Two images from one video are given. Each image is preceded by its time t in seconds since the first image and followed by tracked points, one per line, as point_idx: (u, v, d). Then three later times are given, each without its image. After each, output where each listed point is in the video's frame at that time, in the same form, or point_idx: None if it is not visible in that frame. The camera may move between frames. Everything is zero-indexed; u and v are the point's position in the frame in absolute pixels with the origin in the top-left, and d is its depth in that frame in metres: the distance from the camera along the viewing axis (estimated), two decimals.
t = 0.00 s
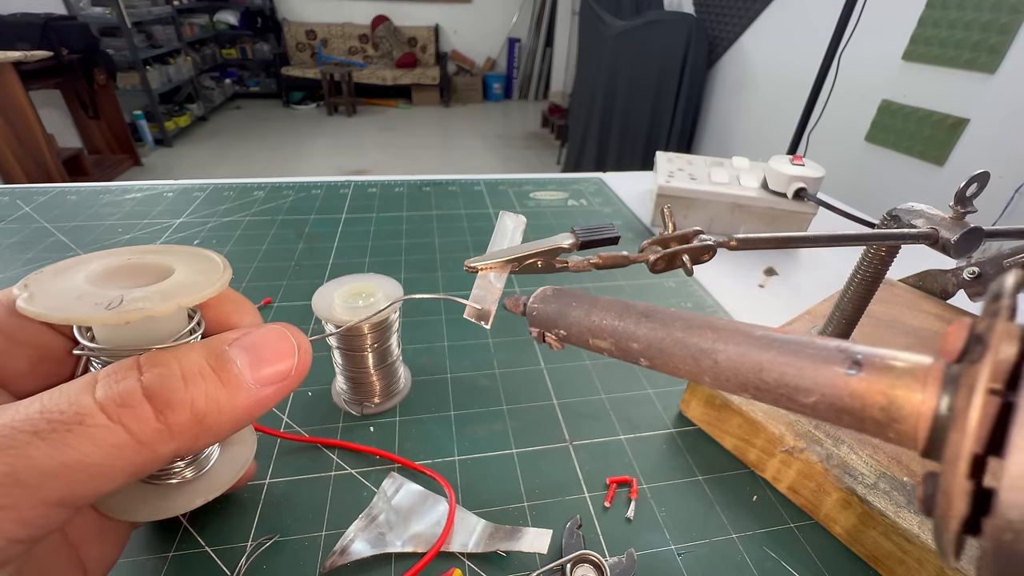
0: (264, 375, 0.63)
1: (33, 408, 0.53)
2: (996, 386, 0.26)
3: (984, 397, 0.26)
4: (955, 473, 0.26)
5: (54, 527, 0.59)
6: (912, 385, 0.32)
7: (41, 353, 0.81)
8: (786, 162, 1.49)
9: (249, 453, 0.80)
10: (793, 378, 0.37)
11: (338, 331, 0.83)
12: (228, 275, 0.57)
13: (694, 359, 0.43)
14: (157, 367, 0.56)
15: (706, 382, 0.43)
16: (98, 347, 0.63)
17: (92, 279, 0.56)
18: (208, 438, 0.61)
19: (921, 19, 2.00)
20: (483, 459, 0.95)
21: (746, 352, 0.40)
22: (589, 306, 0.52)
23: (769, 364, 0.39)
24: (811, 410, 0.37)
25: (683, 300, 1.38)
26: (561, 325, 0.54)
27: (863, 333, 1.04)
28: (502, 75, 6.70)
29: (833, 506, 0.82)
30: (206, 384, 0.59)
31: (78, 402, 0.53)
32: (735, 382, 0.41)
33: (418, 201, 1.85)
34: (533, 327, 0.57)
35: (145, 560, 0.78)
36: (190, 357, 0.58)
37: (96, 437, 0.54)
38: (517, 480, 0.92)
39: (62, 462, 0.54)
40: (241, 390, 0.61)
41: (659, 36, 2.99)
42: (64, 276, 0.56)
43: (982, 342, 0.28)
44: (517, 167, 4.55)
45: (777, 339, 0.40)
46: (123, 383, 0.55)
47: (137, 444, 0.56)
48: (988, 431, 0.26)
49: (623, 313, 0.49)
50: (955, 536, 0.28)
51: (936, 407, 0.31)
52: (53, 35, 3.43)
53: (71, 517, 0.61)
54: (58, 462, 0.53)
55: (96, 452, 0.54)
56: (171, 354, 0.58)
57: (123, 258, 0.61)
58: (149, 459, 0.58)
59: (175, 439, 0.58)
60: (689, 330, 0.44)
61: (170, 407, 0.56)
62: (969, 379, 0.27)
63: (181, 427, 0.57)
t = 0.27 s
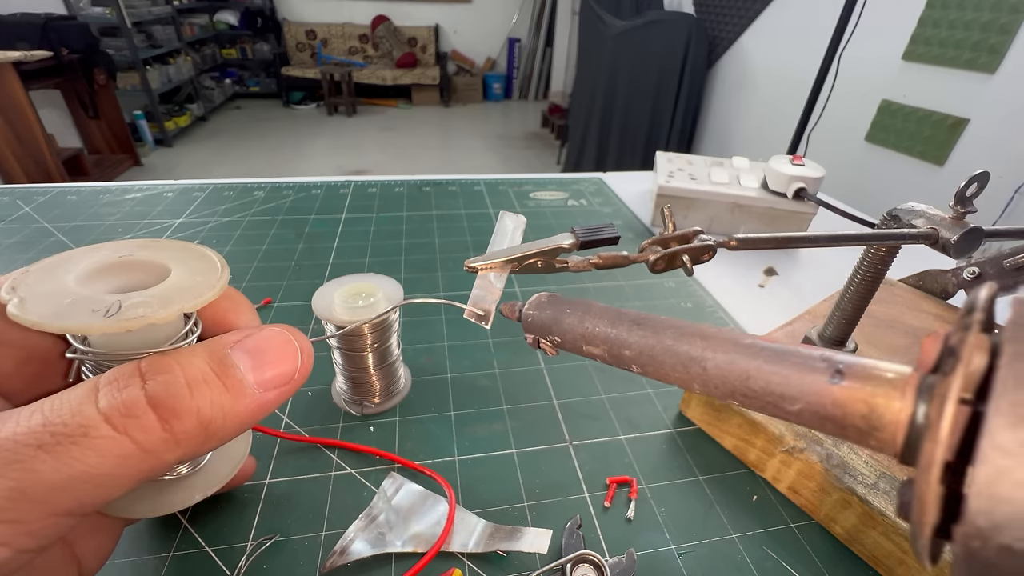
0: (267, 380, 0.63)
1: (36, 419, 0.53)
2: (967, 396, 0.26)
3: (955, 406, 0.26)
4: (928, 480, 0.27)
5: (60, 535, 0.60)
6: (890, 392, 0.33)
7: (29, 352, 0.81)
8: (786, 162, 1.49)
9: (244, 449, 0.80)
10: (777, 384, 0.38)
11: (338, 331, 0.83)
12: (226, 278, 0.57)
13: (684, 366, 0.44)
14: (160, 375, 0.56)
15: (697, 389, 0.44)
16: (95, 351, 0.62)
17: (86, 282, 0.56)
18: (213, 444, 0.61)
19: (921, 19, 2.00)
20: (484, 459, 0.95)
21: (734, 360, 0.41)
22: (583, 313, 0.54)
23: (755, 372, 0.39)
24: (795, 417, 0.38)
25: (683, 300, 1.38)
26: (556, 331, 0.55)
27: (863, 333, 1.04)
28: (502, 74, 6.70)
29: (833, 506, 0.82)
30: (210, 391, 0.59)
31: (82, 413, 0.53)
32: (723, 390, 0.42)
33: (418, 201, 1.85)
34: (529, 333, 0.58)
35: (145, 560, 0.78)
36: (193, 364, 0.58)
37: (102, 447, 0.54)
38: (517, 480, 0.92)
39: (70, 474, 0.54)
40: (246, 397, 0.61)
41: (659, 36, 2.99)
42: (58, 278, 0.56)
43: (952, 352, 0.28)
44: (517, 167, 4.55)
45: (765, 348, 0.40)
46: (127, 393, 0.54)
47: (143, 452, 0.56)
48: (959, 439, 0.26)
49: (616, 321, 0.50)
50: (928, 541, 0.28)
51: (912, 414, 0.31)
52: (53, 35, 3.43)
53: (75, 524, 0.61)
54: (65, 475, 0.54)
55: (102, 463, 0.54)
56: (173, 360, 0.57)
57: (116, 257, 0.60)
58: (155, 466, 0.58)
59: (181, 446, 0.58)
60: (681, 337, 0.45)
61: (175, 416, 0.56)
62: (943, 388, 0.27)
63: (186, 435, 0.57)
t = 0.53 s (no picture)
0: (267, 379, 0.63)
1: (37, 418, 0.53)
2: (895, 393, 0.27)
3: (886, 403, 0.27)
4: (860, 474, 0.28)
5: (60, 534, 0.59)
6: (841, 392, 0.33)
7: (30, 352, 0.81)
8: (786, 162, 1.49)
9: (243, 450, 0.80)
10: (736, 383, 0.39)
11: (339, 331, 0.83)
12: (227, 278, 0.57)
13: (652, 365, 0.44)
14: (161, 374, 0.56)
15: (664, 387, 0.45)
16: (95, 350, 0.62)
17: (87, 282, 0.56)
18: (213, 443, 0.61)
19: (921, 19, 2.00)
20: (484, 459, 0.95)
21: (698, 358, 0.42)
22: (562, 314, 0.54)
23: (717, 371, 0.40)
24: (753, 414, 0.39)
25: (683, 300, 1.39)
26: (536, 332, 0.55)
27: (862, 332, 1.04)
28: (502, 74, 6.70)
29: (833, 507, 0.82)
30: (211, 390, 0.59)
31: (83, 412, 0.53)
32: (690, 387, 0.42)
33: (418, 201, 1.85)
34: (510, 333, 0.58)
35: (145, 561, 0.78)
36: (194, 364, 0.58)
37: (103, 447, 0.54)
38: (517, 480, 0.91)
39: (69, 473, 0.53)
40: (246, 396, 0.61)
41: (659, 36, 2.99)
42: (59, 278, 0.56)
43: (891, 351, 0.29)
44: (517, 167, 4.55)
45: (727, 348, 0.41)
46: (128, 393, 0.55)
47: (144, 452, 0.56)
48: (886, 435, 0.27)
49: (591, 322, 0.50)
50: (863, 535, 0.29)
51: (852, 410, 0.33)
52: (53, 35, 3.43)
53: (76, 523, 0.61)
54: (65, 474, 0.53)
55: (103, 462, 0.54)
56: (174, 359, 0.57)
57: (119, 256, 0.60)
58: (155, 465, 0.58)
59: (181, 446, 0.58)
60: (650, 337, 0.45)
61: (176, 415, 0.56)
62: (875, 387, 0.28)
63: (187, 434, 0.58)
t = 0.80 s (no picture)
0: (270, 383, 0.63)
1: (40, 420, 0.53)
2: (886, 398, 0.33)
3: (876, 404, 0.32)
4: (853, 467, 0.32)
5: (62, 537, 0.59)
6: (827, 401, 0.37)
7: (33, 355, 0.81)
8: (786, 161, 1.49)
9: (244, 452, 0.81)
10: (734, 390, 0.43)
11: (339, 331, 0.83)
12: (230, 282, 0.57)
13: (654, 372, 0.47)
14: (164, 377, 0.56)
15: (663, 395, 0.48)
16: (98, 354, 0.62)
17: (91, 286, 0.56)
18: (215, 447, 0.61)
19: (921, 18, 2.00)
20: (483, 459, 0.95)
21: (698, 368, 0.45)
22: (563, 323, 0.55)
23: (718, 380, 0.44)
24: (748, 420, 0.42)
25: (683, 300, 1.39)
26: (535, 338, 0.56)
27: (862, 333, 1.04)
28: (502, 74, 6.69)
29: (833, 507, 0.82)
30: (213, 393, 0.59)
31: (87, 414, 0.53)
32: (688, 394, 0.46)
33: (418, 201, 1.85)
34: (508, 337, 0.59)
35: (145, 560, 0.78)
36: (197, 367, 0.58)
37: (105, 449, 0.54)
38: (517, 480, 0.91)
39: (72, 475, 0.54)
40: (248, 400, 0.61)
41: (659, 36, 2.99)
42: (62, 281, 0.56)
43: (879, 360, 0.34)
44: (517, 167, 4.55)
45: (727, 362, 0.45)
46: (131, 395, 0.55)
47: (146, 455, 0.56)
48: (878, 433, 0.32)
49: (594, 332, 0.52)
50: (852, 520, 0.32)
51: (841, 418, 0.36)
52: (53, 35, 3.43)
53: (79, 526, 0.61)
54: (68, 477, 0.53)
55: (106, 465, 0.54)
56: (177, 362, 0.58)
57: (124, 260, 0.60)
58: (158, 468, 0.58)
59: (184, 449, 0.58)
60: (652, 347, 0.49)
61: (179, 419, 0.56)
62: (867, 391, 0.33)
63: (189, 437, 0.58)
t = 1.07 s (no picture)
0: (274, 387, 0.62)
1: (46, 424, 0.53)
2: (892, 395, 0.33)
3: (884, 403, 0.32)
4: (860, 464, 0.32)
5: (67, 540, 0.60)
6: (831, 400, 0.38)
7: (38, 357, 0.81)
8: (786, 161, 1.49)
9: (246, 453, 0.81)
10: (739, 389, 0.42)
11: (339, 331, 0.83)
12: (235, 285, 0.57)
13: (659, 372, 0.47)
14: (170, 382, 0.56)
15: (667, 394, 0.47)
16: (102, 356, 0.62)
17: (97, 289, 0.56)
18: (220, 450, 0.61)
19: (921, 19, 2.00)
20: (483, 459, 0.95)
21: (703, 368, 0.45)
22: (566, 322, 0.56)
23: (723, 379, 0.44)
24: (753, 418, 0.42)
25: (683, 300, 1.39)
26: (537, 337, 0.56)
27: (863, 333, 1.04)
28: (501, 74, 6.69)
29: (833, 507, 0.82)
30: (218, 397, 0.59)
31: (93, 419, 0.53)
32: (692, 394, 0.46)
33: (418, 201, 1.85)
34: (509, 337, 0.59)
35: (145, 560, 0.78)
36: (202, 371, 0.58)
37: (112, 455, 0.54)
38: (517, 480, 0.91)
39: (79, 480, 0.54)
40: (253, 404, 0.61)
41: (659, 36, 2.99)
42: (67, 284, 0.55)
43: (884, 357, 0.34)
44: (517, 167, 4.55)
45: (731, 361, 0.45)
46: (137, 400, 0.55)
47: (152, 460, 0.56)
48: (884, 430, 0.32)
49: (598, 331, 0.52)
50: (860, 515, 0.33)
51: (847, 418, 0.36)
52: (54, 35, 3.43)
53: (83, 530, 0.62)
54: (75, 481, 0.54)
55: (113, 470, 0.54)
56: (183, 366, 0.57)
57: (128, 262, 0.60)
58: (163, 473, 0.58)
59: (190, 453, 0.58)
60: (656, 346, 0.49)
61: (184, 424, 0.56)
62: (874, 389, 0.33)
63: (195, 442, 0.58)
